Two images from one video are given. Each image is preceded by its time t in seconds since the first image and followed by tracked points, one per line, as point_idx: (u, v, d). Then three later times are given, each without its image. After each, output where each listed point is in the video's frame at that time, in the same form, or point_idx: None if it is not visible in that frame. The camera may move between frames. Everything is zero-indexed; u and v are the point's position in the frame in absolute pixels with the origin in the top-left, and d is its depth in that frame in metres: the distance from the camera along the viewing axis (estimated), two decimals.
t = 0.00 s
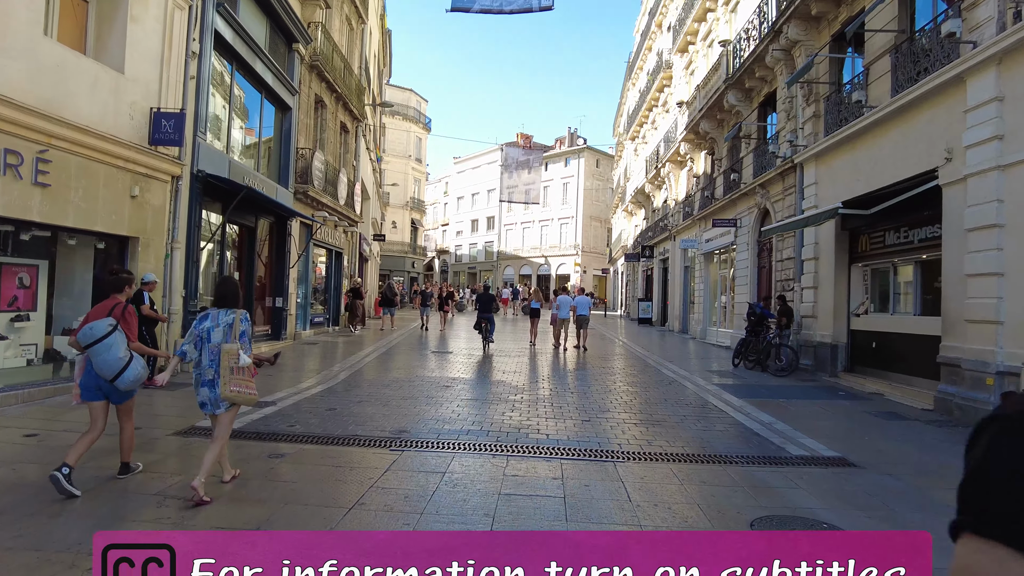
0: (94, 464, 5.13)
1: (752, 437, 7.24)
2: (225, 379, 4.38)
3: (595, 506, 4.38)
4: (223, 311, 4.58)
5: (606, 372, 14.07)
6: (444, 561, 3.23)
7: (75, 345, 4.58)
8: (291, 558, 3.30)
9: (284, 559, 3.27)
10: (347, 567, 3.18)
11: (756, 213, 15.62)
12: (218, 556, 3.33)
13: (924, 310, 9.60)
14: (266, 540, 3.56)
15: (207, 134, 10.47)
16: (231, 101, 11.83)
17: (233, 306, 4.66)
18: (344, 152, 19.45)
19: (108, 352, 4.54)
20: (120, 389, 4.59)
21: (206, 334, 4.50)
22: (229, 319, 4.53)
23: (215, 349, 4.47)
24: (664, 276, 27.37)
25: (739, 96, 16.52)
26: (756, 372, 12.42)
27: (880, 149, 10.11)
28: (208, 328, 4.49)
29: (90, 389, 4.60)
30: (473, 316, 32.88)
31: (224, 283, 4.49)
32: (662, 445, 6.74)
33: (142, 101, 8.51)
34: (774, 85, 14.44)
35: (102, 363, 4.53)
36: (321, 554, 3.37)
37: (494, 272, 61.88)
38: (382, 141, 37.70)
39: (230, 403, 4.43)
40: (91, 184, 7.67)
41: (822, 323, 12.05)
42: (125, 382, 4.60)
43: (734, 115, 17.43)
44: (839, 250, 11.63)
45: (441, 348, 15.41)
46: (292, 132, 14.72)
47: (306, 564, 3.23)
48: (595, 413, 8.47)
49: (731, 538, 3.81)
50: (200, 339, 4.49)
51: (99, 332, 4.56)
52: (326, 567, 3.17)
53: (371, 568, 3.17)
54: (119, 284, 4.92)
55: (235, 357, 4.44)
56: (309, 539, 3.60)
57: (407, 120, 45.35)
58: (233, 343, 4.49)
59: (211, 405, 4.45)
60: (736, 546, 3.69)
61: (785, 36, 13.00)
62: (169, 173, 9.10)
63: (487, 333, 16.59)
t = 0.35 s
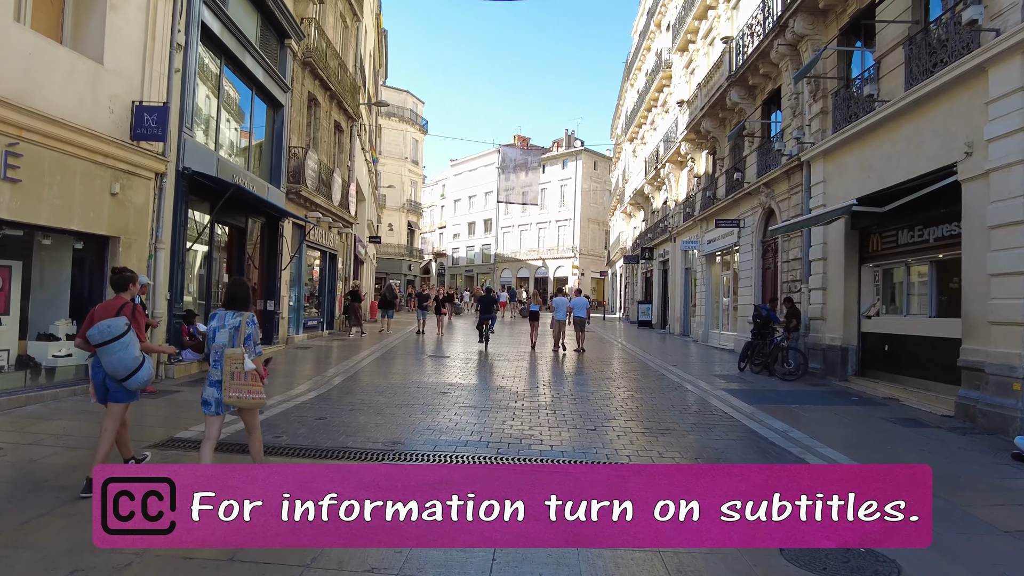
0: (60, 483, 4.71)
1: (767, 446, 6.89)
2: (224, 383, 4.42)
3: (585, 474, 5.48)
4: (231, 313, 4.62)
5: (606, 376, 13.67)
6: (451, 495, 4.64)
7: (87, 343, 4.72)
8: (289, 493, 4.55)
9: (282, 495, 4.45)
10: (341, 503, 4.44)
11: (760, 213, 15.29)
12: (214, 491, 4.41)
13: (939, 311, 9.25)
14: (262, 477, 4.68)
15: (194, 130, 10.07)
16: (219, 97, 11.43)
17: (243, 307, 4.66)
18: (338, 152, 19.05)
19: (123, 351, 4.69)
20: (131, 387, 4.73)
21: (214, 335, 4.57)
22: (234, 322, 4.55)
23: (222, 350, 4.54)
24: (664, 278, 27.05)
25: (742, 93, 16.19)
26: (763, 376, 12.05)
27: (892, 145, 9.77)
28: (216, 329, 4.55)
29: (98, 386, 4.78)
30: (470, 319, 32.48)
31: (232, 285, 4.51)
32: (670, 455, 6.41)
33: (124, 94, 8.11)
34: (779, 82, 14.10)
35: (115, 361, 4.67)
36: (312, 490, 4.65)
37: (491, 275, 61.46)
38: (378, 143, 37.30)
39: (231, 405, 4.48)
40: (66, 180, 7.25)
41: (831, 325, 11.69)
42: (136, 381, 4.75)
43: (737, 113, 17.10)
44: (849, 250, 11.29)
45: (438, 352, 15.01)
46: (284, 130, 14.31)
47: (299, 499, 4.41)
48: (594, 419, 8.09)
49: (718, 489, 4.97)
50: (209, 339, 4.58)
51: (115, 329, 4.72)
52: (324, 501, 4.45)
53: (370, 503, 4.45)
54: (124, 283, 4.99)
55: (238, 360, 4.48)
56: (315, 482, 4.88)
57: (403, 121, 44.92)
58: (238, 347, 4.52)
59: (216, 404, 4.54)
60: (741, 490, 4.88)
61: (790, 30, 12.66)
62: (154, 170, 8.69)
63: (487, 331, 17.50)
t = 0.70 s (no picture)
0: (23, 501, 4.32)
1: (783, 454, 6.54)
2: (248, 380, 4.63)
3: (587, 478, 5.48)
4: (254, 311, 4.81)
5: (608, 379, 13.28)
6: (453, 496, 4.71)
7: (99, 340, 4.70)
8: (289, 493, 4.59)
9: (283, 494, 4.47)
10: (343, 502, 4.46)
11: (766, 211, 14.95)
12: (213, 492, 4.49)
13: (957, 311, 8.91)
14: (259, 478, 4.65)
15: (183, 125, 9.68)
16: (210, 92, 11.03)
17: (265, 305, 4.86)
18: (334, 150, 18.65)
19: (131, 346, 4.63)
20: (144, 382, 4.70)
21: (238, 333, 4.77)
22: (258, 319, 4.75)
23: (246, 348, 4.74)
24: (666, 278, 26.68)
25: (747, 89, 15.83)
26: (772, 379, 11.68)
27: (907, 139, 9.44)
28: (240, 327, 4.76)
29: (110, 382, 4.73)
30: (468, 320, 32.00)
31: (255, 285, 4.74)
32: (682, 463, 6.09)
33: (106, 85, 7.70)
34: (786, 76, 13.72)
35: (125, 356, 4.63)
36: (311, 490, 4.67)
37: (489, 276, 61.03)
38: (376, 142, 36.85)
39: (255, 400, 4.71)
40: (43, 175, 6.86)
41: (842, 326, 11.34)
42: (148, 375, 4.71)
43: (741, 109, 16.72)
44: (860, 248, 10.93)
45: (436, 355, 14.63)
46: (278, 126, 13.92)
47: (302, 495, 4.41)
48: (597, 425, 7.74)
49: (718, 492, 5.12)
50: (234, 337, 4.79)
51: (123, 325, 4.67)
52: (324, 501, 4.48)
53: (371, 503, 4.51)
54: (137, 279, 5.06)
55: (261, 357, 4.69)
56: (314, 483, 4.91)
57: (400, 121, 44.40)
58: (261, 344, 4.73)
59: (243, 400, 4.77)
60: (741, 492, 5.07)
61: (799, 22, 12.28)
62: (138, 166, 8.28)
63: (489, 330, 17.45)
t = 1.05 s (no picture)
0: None
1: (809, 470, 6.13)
2: (271, 387, 4.26)
3: (582, 477, 4.99)
4: (272, 318, 4.53)
5: (613, 385, 12.91)
6: (449, 492, 3.12)
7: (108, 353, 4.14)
8: (291, 491, 2.42)
9: (289, 490, 2.13)
10: (348, 498, 2.63)
11: (774, 212, 14.59)
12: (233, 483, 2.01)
13: (980, 317, 8.53)
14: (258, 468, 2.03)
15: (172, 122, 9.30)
16: (202, 88, 10.66)
17: (281, 313, 4.61)
18: (332, 150, 18.30)
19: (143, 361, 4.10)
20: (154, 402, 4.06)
21: (255, 341, 4.45)
22: (277, 327, 4.48)
23: (263, 355, 4.40)
24: (668, 282, 26.35)
25: (754, 87, 15.51)
26: (784, 385, 11.29)
27: (927, 136, 9.06)
28: (257, 335, 4.45)
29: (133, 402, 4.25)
30: (468, 323, 31.70)
31: (271, 291, 4.51)
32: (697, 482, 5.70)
33: (88, 78, 7.31)
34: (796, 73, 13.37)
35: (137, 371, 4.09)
36: (312, 486, 2.69)
37: (489, 278, 60.78)
38: (375, 144, 36.59)
39: (276, 410, 4.32)
40: (19, 171, 6.45)
41: (856, 331, 10.96)
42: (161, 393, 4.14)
43: (748, 109, 16.41)
44: (875, 251, 10.56)
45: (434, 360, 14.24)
46: (273, 125, 13.54)
47: (309, 492, 2.48)
48: (604, 436, 7.37)
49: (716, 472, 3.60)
50: (249, 346, 4.45)
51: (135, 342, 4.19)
52: (325, 498, 2.57)
53: (371, 502, 2.72)
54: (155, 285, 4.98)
55: (284, 365, 4.34)
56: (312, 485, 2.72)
57: (400, 123, 44.16)
58: (282, 350, 4.40)
59: (258, 411, 4.35)
60: (741, 477, 3.52)
61: (810, 18, 11.93)
62: (124, 164, 7.88)
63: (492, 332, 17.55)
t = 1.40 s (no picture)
0: None
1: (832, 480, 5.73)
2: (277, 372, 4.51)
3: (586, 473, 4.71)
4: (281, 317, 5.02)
5: (614, 386, 12.53)
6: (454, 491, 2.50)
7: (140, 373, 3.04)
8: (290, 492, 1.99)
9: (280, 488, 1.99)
10: (352, 498, 2.06)
11: (780, 210, 14.22)
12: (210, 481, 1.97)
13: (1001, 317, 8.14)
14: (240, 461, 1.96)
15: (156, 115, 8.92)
16: (189, 81, 10.29)
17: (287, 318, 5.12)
18: (328, 148, 17.95)
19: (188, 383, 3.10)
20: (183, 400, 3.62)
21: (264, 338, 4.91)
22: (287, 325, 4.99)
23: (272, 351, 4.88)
24: (670, 282, 25.94)
25: (760, 82, 15.18)
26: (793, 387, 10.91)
27: (943, 127, 8.71)
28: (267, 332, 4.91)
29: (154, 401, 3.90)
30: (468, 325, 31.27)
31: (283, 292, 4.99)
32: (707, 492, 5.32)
33: (64, 65, 6.95)
34: (803, 66, 13.01)
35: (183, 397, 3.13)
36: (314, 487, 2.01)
37: (489, 280, 60.37)
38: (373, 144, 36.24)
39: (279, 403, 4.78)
40: None
41: (868, 331, 10.58)
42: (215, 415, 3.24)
43: (753, 104, 16.05)
44: (888, 248, 10.18)
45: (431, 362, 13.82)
46: (266, 120, 13.17)
47: (306, 492, 2.02)
48: (606, 442, 7.01)
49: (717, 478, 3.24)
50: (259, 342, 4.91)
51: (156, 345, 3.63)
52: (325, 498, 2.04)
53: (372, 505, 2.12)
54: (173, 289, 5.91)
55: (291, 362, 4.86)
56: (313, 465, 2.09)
57: (399, 123, 43.79)
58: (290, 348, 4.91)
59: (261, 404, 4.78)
60: (744, 481, 3.21)
61: (818, 8, 11.57)
62: (104, 156, 7.53)
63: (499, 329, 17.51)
